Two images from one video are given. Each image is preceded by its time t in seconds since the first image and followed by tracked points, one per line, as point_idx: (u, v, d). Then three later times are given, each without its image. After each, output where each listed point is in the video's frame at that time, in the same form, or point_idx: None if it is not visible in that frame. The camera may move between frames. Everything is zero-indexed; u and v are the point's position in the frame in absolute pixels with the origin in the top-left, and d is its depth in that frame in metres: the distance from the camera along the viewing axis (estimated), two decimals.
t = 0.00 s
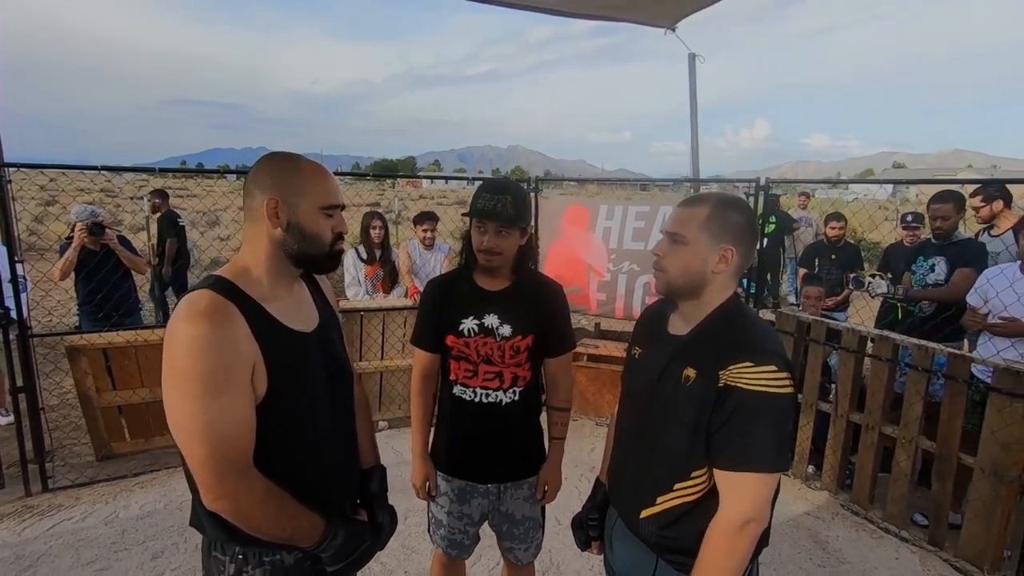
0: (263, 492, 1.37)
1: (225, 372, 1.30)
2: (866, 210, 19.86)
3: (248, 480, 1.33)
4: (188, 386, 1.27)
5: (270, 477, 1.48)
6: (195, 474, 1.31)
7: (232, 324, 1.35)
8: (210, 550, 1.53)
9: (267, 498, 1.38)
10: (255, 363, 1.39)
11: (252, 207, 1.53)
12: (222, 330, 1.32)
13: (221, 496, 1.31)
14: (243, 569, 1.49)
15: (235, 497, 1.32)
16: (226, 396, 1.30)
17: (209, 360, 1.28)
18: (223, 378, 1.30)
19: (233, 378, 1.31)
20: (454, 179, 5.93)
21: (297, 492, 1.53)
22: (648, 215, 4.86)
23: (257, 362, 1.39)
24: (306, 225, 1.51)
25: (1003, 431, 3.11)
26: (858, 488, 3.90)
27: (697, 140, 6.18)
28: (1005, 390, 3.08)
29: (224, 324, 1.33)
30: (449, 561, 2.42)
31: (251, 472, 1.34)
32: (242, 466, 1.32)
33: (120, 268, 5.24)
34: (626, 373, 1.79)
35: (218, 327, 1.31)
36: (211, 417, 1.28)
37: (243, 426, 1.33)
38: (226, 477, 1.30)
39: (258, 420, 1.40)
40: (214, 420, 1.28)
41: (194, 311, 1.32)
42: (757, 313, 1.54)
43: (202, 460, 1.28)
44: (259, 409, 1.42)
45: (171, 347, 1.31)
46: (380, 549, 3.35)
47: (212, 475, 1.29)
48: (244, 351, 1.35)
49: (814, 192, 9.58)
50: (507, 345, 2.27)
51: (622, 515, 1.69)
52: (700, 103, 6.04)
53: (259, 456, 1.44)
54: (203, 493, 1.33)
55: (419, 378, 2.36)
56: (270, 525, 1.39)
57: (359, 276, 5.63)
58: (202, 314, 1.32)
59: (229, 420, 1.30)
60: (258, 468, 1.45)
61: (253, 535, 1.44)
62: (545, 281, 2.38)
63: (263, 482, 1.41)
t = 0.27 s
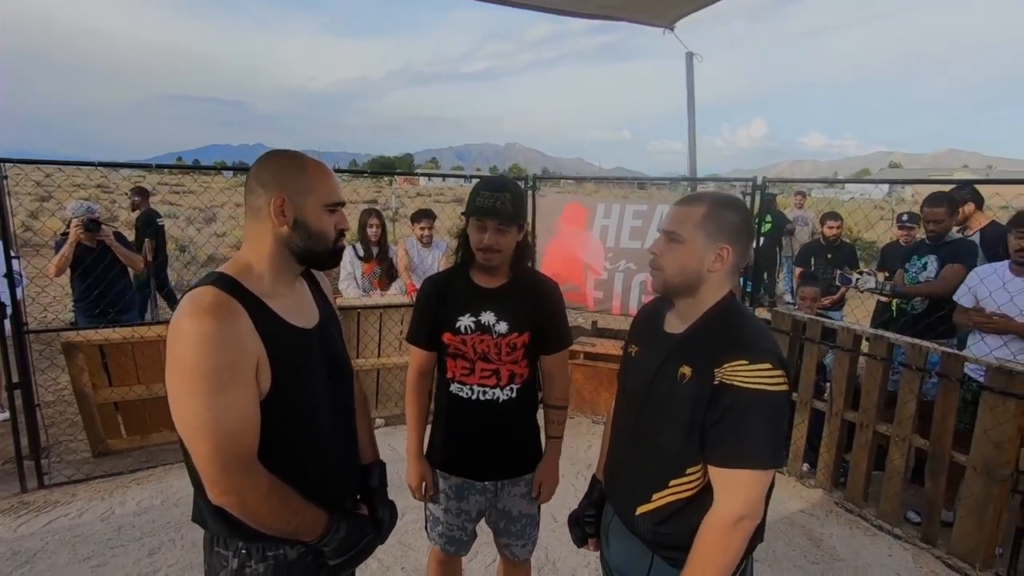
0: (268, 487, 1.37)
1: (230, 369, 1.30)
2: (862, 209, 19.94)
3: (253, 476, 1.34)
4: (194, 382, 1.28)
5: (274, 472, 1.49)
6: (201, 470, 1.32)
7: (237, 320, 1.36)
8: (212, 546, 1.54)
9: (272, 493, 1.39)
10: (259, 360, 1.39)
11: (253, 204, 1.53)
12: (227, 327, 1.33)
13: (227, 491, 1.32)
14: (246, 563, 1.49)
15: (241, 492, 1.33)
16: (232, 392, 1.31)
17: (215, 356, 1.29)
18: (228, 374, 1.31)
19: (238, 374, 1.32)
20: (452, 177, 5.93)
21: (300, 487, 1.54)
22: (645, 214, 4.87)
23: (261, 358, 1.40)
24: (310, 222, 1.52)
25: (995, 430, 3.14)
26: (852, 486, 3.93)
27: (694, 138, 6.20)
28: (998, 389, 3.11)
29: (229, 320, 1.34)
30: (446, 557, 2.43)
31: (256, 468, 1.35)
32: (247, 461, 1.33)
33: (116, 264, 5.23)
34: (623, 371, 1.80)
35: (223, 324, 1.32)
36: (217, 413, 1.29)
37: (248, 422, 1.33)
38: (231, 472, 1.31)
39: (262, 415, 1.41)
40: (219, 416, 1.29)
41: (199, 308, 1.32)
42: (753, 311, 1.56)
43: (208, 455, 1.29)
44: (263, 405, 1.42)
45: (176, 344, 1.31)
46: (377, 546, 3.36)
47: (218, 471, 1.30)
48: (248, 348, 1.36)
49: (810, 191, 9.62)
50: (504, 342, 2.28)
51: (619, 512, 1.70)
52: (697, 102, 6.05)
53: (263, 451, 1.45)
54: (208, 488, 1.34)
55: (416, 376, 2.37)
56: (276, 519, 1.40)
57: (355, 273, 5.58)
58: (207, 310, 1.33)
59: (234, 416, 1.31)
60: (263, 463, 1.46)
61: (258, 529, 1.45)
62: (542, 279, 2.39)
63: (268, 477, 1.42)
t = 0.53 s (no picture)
0: (273, 485, 1.39)
1: (236, 367, 1.32)
2: (859, 209, 20.00)
3: (259, 473, 1.35)
4: (200, 380, 1.29)
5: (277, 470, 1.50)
6: (207, 467, 1.33)
7: (242, 319, 1.37)
8: (216, 542, 1.55)
9: (277, 491, 1.40)
10: (264, 357, 1.40)
11: (256, 204, 1.54)
12: (233, 325, 1.34)
13: (233, 489, 1.33)
14: (250, 558, 1.50)
15: (247, 490, 1.34)
16: (238, 390, 1.32)
17: (222, 355, 1.30)
18: (235, 372, 1.32)
19: (244, 372, 1.34)
20: (450, 176, 5.93)
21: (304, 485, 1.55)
22: (643, 213, 4.88)
23: (266, 356, 1.41)
24: (314, 222, 1.53)
25: (989, 428, 3.17)
26: (848, 484, 3.95)
27: (692, 138, 6.21)
28: (992, 388, 3.14)
29: (235, 319, 1.35)
30: (444, 555, 2.44)
31: (261, 465, 1.36)
32: (253, 459, 1.34)
33: (115, 263, 5.23)
34: (620, 371, 1.81)
35: (229, 322, 1.34)
36: (224, 411, 1.30)
37: (253, 420, 1.35)
38: (237, 469, 1.32)
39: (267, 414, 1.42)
40: (226, 413, 1.30)
41: (204, 306, 1.33)
42: (748, 311, 1.57)
43: (214, 453, 1.30)
44: (267, 403, 1.43)
45: (182, 343, 1.32)
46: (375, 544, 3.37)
47: (224, 468, 1.31)
48: (253, 346, 1.37)
49: (808, 191, 9.63)
50: (504, 340, 2.30)
51: (615, 510, 1.72)
52: (695, 102, 6.06)
53: (267, 449, 1.46)
54: (214, 486, 1.35)
55: (415, 375, 2.37)
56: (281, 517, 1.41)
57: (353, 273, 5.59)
58: (212, 309, 1.34)
59: (240, 413, 1.32)
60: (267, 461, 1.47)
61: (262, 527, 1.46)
62: (540, 279, 2.40)
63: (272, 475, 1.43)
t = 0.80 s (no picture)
0: (273, 483, 1.39)
1: (240, 365, 1.32)
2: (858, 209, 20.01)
3: (259, 471, 1.36)
4: (204, 377, 1.30)
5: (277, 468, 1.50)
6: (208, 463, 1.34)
7: (247, 317, 1.38)
8: (221, 537, 1.56)
9: (276, 489, 1.41)
10: (268, 356, 1.41)
11: (261, 202, 1.55)
12: (238, 323, 1.35)
13: (234, 485, 1.34)
14: (254, 554, 1.51)
15: (246, 487, 1.35)
16: (241, 388, 1.33)
17: (227, 353, 1.31)
18: (239, 370, 1.33)
19: (247, 371, 1.34)
20: (450, 176, 5.94)
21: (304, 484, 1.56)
22: (642, 212, 4.89)
23: (271, 355, 1.41)
24: (320, 219, 1.54)
25: (987, 428, 3.17)
26: (846, 484, 3.96)
27: (691, 138, 6.22)
28: (990, 387, 3.15)
29: (240, 316, 1.36)
30: (443, 553, 2.44)
31: (261, 463, 1.37)
32: (251, 458, 1.35)
33: (115, 262, 5.23)
34: (619, 370, 1.82)
35: (235, 320, 1.34)
36: (226, 408, 1.31)
37: (254, 419, 1.35)
38: (238, 466, 1.33)
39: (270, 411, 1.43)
40: (229, 411, 1.31)
41: (211, 302, 1.35)
42: (747, 310, 1.58)
43: (214, 449, 1.31)
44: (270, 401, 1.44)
45: (187, 339, 1.33)
46: (375, 543, 3.38)
47: (223, 465, 1.32)
48: (258, 344, 1.38)
49: (807, 191, 9.65)
50: (504, 338, 2.30)
51: (613, 508, 1.72)
52: (695, 101, 6.07)
53: (268, 447, 1.47)
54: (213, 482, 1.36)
55: (416, 374, 2.37)
56: (280, 515, 1.42)
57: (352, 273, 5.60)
58: (219, 306, 1.35)
59: (243, 411, 1.33)
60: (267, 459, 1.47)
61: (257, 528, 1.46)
62: (540, 277, 2.40)
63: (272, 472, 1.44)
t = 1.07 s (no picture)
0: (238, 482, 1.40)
1: (241, 358, 1.34)
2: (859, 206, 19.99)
3: (230, 467, 1.38)
4: (204, 365, 1.32)
5: (255, 465, 1.51)
6: (185, 450, 1.36)
7: (256, 311, 1.40)
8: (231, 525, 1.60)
9: (241, 489, 1.41)
10: (269, 352, 1.43)
11: (271, 196, 1.56)
12: (245, 316, 1.37)
13: (202, 477, 1.36)
14: (261, 542, 1.56)
15: (212, 481, 1.36)
16: (238, 381, 1.35)
17: (229, 344, 1.33)
18: (240, 362, 1.35)
19: (246, 365, 1.36)
20: (451, 172, 5.94)
21: (293, 481, 1.56)
22: (642, 208, 4.89)
23: (272, 351, 1.43)
24: (330, 213, 1.55)
25: (987, 424, 3.18)
26: (846, 480, 3.97)
27: (693, 135, 6.21)
28: (990, 383, 3.16)
29: (249, 310, 1.38)
30: (445, 548, 2.45)
31: (234, 460, 1.38)
32: (224, 454, 1.36)
33: (115, 258, 5.23)
34: (620, 365, 1.82)
35: (243, 313, 1.37)
36: (218, 399, 1.33)
37: (239, 414, 1.36)
38: (211, 458, 1.34)
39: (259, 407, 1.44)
40: (219, 402, 1.33)
41: (222, 293, 1.37)
42: (747, 305, 1.57)
43: (191, 437, 1.33)
44: (265, 397, 1.45)
45: (192, 324, 1.36)
46: (376, 538, 3.39)
47: (197, 453, 1.34)
48: (262, 338, 1.40)
49: (808, 188, 9.63)
50: (504, 334, 2.31)
51: (614, 502, 1.73)
52: (696, 97, 6.06)
53: (250, 442, 1.48)
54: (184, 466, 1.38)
55: (417, 370, 2.38)
56: (238, 516, 1.42)
57: (353, 270, 5.60)
58: (230, 297, 1.38)
59: (232, 404, 1.35)
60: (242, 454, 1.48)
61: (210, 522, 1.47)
62: (540, 273, 2.40)
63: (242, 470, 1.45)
